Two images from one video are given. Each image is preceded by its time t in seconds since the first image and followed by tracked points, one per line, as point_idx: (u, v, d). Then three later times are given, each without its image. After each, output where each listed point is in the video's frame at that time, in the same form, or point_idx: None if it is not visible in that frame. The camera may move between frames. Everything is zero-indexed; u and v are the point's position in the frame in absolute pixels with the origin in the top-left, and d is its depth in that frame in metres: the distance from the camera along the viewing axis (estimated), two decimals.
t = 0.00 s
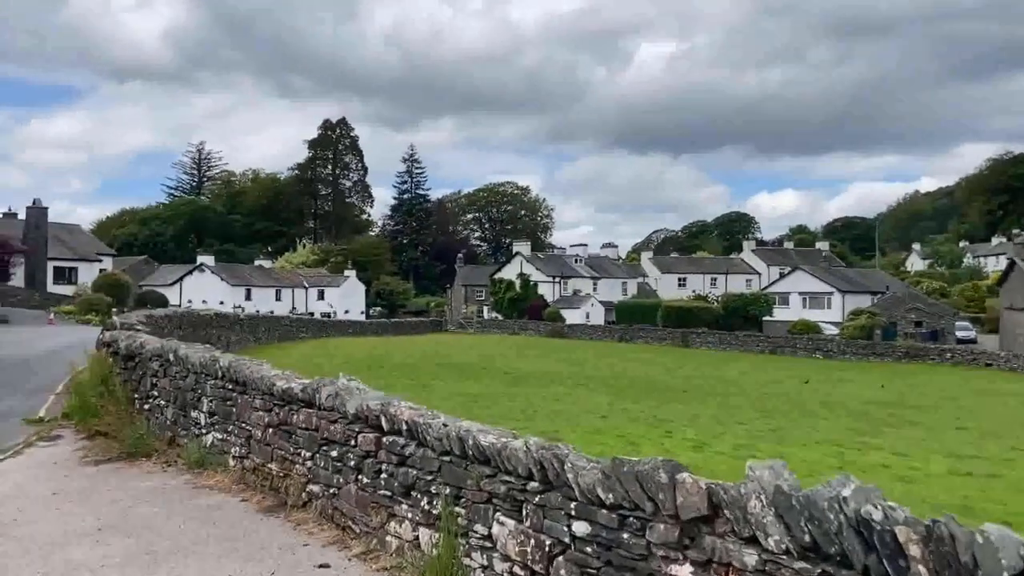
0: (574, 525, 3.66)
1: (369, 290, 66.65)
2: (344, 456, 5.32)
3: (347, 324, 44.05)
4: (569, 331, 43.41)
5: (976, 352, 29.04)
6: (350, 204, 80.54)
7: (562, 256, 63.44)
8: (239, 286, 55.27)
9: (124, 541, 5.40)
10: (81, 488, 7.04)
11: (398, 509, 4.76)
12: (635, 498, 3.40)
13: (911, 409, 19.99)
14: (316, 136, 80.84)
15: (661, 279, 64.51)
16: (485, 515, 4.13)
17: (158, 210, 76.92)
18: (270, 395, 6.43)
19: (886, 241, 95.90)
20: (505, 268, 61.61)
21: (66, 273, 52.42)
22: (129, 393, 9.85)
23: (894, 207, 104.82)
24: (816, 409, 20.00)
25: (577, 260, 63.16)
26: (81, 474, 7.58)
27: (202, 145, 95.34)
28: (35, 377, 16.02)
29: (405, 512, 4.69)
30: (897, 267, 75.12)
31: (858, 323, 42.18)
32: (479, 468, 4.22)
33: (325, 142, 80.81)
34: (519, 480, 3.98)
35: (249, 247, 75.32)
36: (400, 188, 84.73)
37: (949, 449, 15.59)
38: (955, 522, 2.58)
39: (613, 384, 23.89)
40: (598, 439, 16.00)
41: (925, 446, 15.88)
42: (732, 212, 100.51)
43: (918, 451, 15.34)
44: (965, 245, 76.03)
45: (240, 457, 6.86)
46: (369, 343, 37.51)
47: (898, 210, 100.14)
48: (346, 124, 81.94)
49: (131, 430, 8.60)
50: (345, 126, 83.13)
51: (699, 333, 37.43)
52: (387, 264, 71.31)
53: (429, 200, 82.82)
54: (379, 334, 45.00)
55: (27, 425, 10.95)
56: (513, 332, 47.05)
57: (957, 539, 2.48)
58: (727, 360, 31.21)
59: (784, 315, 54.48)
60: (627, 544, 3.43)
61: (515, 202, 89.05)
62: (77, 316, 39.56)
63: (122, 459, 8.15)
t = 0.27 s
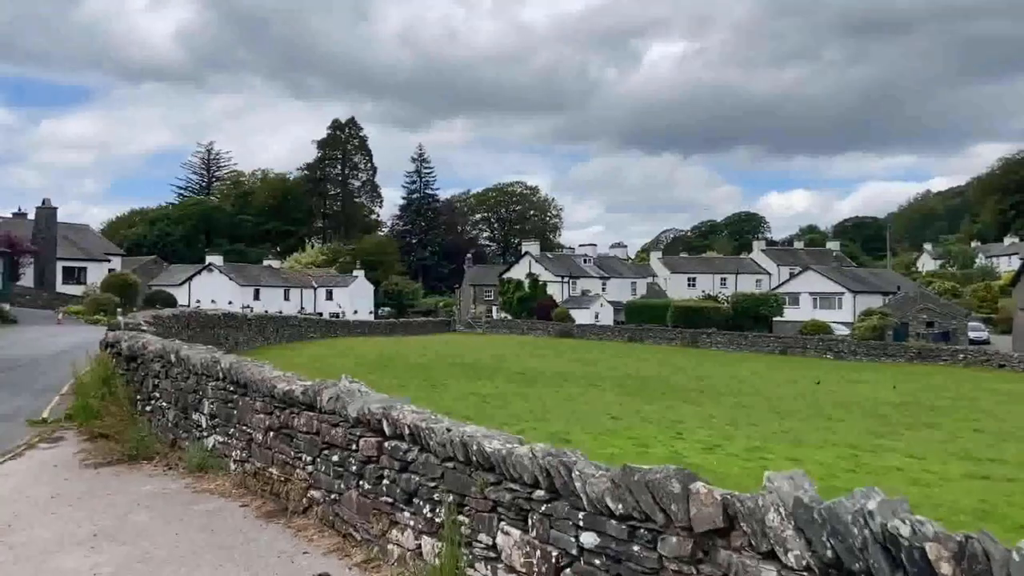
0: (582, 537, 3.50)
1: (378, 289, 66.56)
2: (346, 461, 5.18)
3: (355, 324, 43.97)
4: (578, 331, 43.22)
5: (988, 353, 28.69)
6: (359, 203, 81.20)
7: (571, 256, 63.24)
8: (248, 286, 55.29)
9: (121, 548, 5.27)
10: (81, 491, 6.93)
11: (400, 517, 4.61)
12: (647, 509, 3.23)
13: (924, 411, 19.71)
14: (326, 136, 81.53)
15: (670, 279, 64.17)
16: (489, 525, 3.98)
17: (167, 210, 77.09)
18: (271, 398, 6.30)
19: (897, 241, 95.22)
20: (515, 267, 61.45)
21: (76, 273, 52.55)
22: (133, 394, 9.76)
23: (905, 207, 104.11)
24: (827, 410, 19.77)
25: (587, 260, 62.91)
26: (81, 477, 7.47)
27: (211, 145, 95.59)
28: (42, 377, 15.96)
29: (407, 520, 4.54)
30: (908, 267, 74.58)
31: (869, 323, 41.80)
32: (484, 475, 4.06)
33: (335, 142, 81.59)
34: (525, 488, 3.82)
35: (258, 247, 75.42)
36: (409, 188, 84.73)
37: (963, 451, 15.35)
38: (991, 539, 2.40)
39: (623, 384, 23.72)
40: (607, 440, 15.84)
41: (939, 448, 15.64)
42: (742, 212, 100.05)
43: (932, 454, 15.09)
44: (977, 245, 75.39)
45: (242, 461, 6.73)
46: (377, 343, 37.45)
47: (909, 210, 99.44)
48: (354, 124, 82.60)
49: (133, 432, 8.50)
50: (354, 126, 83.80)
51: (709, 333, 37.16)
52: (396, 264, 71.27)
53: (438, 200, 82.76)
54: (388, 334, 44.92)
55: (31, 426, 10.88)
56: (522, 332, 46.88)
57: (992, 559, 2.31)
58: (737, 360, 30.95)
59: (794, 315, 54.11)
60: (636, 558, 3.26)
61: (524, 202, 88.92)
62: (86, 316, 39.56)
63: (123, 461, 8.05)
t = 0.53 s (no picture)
0: (577, 547, 3.38)
1: (383, 290, 66.52)
2: (340, 467, 5.08)
3: (359, 325, 43.88)
4: (583, 333, 43.08)
5: (994, 355, 28.48)
6: (364, 204, 81.29)
7: (576, 257, 63.12)
8: (252, 286, 55.30)
9: (110, 555, 5.17)
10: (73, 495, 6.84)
11: (394, 524, 4.50)
12: (647, 521, 3.10)
13: (930, 413, 19.53)
14: (331, 137, 81.67)
15: (675, 280, 63.92)
16: (484, 534, 3.85)
17: (172, 211, 77.19)
18: (265, 402, 6.21)
19: (903, 242, 94.85)
20: (520, 268, 61.37)
21: (81, 273, 52.61)
22: (128, 396, 9.70)
23: (911, 208, 103.73)
24: (832, 411, 19.62)
25: (591, 262, 62.77)
26: (75, 480, 7.38)
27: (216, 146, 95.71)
28: (42, 378, 15.90)
29: (400, 528, 4.43)
30: (914, 269, 74.24)
31: (876, 325, 41.59)
32: (480, 481, 3.93)
33: (340, 143, 81.74)
34: (520, 496, 3.70)
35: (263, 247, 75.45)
36: (414, 189, 84.79)
37: (969, 453, 15.19)
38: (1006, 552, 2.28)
39: (626, 385, 23.61)
40: (610, 442, 15.73)
41: (944, 450, 15.49)
42: (748, 213, 99.77)
43: (938, 456, 14.94)
44: (983, 246, 75.03)
45: (236, 464, 6.66)
46: (381, 344, 37.39)
47: (916, 211, 99.03)
48: (359, 125, 82.75)
49: (128, 435, 8.42)
50: (359, 127, 83.95)
51: (714, 334, 36.98)
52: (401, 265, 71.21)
53: (443, 201, 82.73)
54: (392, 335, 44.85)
55: (29, 427, 10.81)
56: (526, 334, 46.77)
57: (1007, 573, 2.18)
58: (742, 362, 30.76)
59: (800, 317, 53.88)
60: (634, 570, 3.13)
61: (529, 203, 88.83)
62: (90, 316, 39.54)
63: (118, 464, 7.95)
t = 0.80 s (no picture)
0: (564, 554, 3.26)
1: (382, 291, 66.45)
2: (325, 469, 4.97)
3: (358, 326, 43.79)
4: (582, 334, 42.95)
5: (995, 357, 28.40)
6: (364, 205, 81.20)
7: (576, 258, 63.01)
8: (252, 287, 55.20)
9: (92, 558, 5.05)
10: (59, 497, 6.72)
11: (379, 529, 4.38)
12: (634, 527, 3.00)
13: (932, 416, 19.42)
14: (331, 138, 81.63)
15: (675, 281, 63.82)
16: (469, 538, 3.74)
17: (172, 212, 77.11)
18: (253, 402, 6.10)
19: (903, 244, 94.69)
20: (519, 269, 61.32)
21: (80, 274, 52.51)
22: (119, 396, 9.58)
23: (912, 210, 103.61)
24: (833, 414, 19.49)
25: (591, 263, 62.68)
26: (61, 481, 7.26)
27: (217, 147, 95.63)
28: (37, 379, 15.80)
29: (386, 532, 4.32)
30: (915, 271, 74.12)
31: (876, 327, 41.48)
32: (465, 485, 3.82)
33: (340, 144, 81.71)
34: (506, 500, 3.59)
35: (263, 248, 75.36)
36: (414, 190, 84.73)
37: (971, 456, 15.09)
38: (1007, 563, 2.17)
39: (625, 387, 23.48)
40: (609, 444, 15.60)
41: (946, 453, 15.38)
42: (749, 214, 99.68)
43: (940, 459, 14.84)
44: (984, 248, 74.92)
45: (224, 467, 6.54)
46: (380, 345, 37.27)
47: (916, 213, 98.92)
48: (360, 126, 82.72)
49: (117, 437, 8.30)
50: (360, 128, 83.95)
51: (714, 336, 36.87)
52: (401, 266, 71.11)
53: (443, 203, 82.65)
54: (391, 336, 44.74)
55: (19, 428, 10.69)
56: (526, 335, 46.65)
57: None
58: (742, 363, 30.66)
59: (800, 318, 53.77)
60: None
61: (529, 204, 88.77)
62: (90, 316, 39.40)
63: (107, 466, 7.84)
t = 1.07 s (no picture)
0: (539, 568, 3.15)
1: (377, 293, 66.40)
2: (303, 476, 4.84)
3: (354, 328, 43.64)
4: (578, 336, 42.87)
5: (990, 360, 28.39)
6: (360, 207, 81.06)
7: (571, 260, 62.94)
8: (247, 289, 55.02)
9: (64, 568, 4.93)
10: (36, 503, 6.58)
11: (355, 538, 4.27)
12: (611, 541, 2.89)
13: (928, 419, 19.33)
14: (328, 140, 81.63)
15: (670, 284, 63.79)
16: (444, 550, 3.63)
17: (168, 213, 76.90)
18: (233, 407, 5.97)
19: (899, 246, 94.84)
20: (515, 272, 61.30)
21: (75, 275, 52.30)
22: (104, 400, 9.44)
23: (908, 213, 103.75)
24: (829, 418, 19.40)
25: (586, 265, 62.61)
26: (40, 487, 7.13)
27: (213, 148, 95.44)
28: (27, 381, 15.62)
29: (361, 542, 4.20)
30: (910, 274, 74.19)
31: (872, 330, 41.47)
32: (441, 495, 3.71)
33: (337, 146, 81.66)
34: (481, 511, 3.48)
35: (259, 250, 75.16)
36: (410, 192, 84.66)
37: (966, 460, 15.02)
38: None
39: (620, 390, 23.37)
40: (603, 448, 15.47)
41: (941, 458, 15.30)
42: (745, 217, 99.72)
43: (935, 463, 14.76)
44: (980, 252, 75.02)
45: (205, 472, 6.41)
46: (375, 347, 37.11)
47: (912, 216, 99.03)
48: (356, 128, 82.71)
49: (100, 441, 8.16)
50: (356, 131, 84.00)
51: (709, 338, 36.79)
52: (397, 268, 70.97)
53: (439, 205, 82.56)
54: (387, 339, 44.63)
55: (4, 431, 10.54)
56: (522, 337, 46.55)
57: None
58: (738, 367, 30.57)
59: (796, 321, 53.74)
60: None
61: (525, 207, 88.74)
62: (85, 318, 39.15)
63: (88, 471, 7.71)
